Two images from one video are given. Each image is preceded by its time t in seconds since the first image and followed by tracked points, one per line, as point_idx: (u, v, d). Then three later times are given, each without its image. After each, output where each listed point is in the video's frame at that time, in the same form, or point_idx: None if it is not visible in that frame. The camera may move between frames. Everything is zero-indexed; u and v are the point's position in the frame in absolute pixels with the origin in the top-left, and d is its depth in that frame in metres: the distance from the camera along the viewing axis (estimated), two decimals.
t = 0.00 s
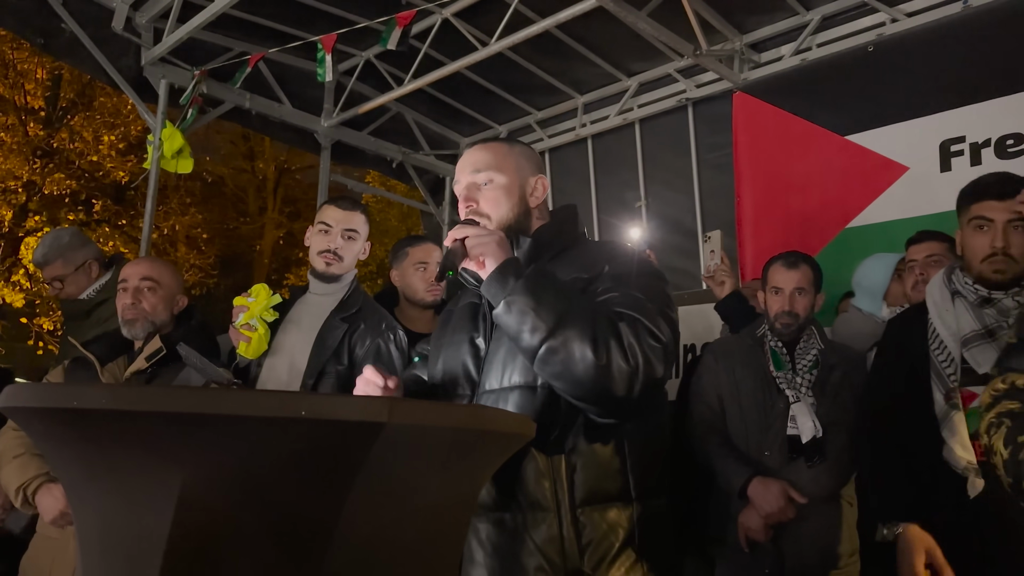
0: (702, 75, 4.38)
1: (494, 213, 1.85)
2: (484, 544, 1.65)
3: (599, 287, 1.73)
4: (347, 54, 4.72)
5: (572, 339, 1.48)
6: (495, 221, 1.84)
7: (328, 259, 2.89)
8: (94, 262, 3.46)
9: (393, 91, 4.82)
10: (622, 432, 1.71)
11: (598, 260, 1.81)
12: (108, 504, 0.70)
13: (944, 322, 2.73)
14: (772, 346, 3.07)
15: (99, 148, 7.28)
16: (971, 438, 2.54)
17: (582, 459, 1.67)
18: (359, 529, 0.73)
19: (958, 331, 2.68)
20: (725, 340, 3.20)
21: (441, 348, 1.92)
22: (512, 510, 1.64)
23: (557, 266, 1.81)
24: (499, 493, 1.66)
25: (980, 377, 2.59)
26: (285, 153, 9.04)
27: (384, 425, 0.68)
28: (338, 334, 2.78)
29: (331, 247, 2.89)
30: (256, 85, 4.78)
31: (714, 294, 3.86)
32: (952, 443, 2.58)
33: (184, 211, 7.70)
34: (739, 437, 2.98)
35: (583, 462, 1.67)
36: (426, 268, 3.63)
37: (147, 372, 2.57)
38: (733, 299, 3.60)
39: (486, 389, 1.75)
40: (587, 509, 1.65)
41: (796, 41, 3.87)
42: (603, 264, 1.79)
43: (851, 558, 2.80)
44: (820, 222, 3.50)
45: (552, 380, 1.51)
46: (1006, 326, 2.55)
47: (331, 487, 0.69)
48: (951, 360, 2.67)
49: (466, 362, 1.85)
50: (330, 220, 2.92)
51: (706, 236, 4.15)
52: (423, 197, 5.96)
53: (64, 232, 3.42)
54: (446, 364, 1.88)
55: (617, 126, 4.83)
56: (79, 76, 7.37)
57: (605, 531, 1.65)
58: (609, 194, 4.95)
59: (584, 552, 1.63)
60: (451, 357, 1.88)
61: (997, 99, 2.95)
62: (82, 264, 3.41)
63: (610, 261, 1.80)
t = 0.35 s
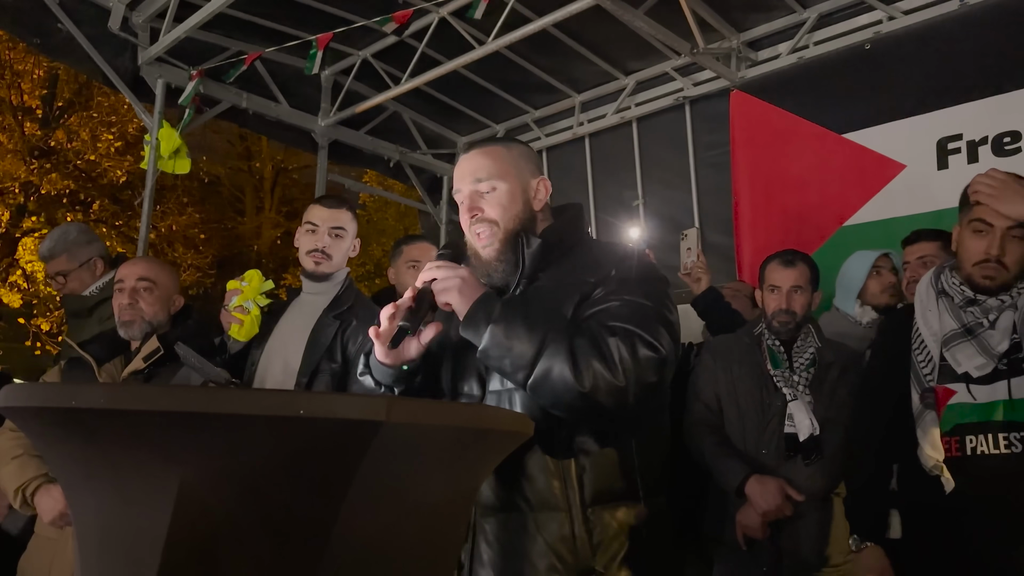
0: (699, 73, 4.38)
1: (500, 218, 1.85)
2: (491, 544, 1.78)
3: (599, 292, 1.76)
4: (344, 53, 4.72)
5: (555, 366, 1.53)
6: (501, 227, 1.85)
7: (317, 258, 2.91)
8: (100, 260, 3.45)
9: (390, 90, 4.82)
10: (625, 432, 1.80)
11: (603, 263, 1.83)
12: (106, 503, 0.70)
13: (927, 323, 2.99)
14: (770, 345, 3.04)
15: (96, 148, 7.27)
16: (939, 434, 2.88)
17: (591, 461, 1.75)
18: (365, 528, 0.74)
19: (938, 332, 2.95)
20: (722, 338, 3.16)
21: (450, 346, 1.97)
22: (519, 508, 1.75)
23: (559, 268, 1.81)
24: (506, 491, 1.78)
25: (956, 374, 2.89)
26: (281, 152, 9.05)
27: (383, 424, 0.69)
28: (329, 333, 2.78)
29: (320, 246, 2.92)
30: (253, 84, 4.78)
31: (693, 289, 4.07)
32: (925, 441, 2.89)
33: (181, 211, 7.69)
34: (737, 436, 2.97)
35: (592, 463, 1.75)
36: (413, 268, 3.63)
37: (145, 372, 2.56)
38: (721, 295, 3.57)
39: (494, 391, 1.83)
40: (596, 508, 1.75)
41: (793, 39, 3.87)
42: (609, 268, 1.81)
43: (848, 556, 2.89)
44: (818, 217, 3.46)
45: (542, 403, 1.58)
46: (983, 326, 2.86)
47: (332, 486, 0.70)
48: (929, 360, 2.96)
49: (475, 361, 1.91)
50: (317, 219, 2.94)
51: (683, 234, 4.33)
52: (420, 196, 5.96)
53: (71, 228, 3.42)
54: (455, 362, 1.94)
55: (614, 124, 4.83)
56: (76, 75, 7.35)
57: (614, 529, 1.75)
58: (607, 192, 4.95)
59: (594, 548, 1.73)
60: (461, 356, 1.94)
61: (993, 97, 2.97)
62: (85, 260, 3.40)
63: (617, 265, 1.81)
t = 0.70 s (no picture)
0: (697, 71, 4.37)
1: (509, 225, 1.62)
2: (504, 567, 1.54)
3: (623, 297, 1.58)
4: (341, 51, 4.72)
5: (597, 383, 1.32)
6: (512, 236, 1.62)
7: (308, 257, 2.92)
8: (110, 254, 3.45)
9: (388, 88, 4.82)
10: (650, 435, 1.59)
11: (623, 265, 1.65)
12: (105, 500, 0.70)
13: (938, 319, 2.94)
14: (767, 342, 3.08)
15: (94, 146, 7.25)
16: (946, 433, 2.81)
17: (612, 472, 1.55)
18: (366, 525, 0.74)
19: (949, 328, 2.90)
20: (721, 337, 3.15)
21: (458, 356, 1.78)
22: (529, 522, 1.52)
23: (579, 271, 1.64)
24: (512, 505, 1.55)
25: (965, 371, 2.82)
26: (281, 151, 8.96)
27: (381, 421, 0.68)
28: (324, 330, 2.78)
29: (310, 245, 2.93)
30: (251, 83, 4.77)
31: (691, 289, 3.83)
32: (931, 441, 2.84)
33: (179, 210, 7.69)
34: (734, 432, 3.00)
35: (613, 476, 1.55)
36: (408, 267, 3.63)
37: (143, 370, 2.56)
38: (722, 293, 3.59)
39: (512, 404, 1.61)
40: (619, 520, 1.55)
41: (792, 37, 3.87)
42: (629, 270, 1.63)
43: (843, 553, 2.95)
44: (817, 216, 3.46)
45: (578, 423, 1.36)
46: (995, 322, 2.79)
47: (331, 484, 0.70)
48: (938, 357, 2.91)
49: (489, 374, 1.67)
50: (306, 218, 2.96)
51: (669, 235, 4.40)
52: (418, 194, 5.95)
53: (88, 219, 3.43)
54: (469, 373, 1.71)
55: (613, 122, 4.82)
56: (74, 75, 7.37)
57: (638, 542, 1.55)
58: (606, 190, 4.94)
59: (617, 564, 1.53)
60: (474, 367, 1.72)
61: (990, 94, 2.95)
62: (96, 253, 3.39)
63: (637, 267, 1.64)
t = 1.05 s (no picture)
0: (695, 69, 4.37)
1: (505, 234, 1.62)
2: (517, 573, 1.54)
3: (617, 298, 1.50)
4: (339, 50, 4.71)
5: (571, 389, 1.22)
6: (507, 245, 1.62)
7: (298, 256, 2.91)
8: (105, 249, 3.45)
9: (386, 87, 4.81)
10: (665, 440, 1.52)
11: (619, 264, 1.61)
12: (102, 499, 0.71)
13: (967, 315, 2.91)
14: (766, 341, 3.21)
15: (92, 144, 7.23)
16: (977, 433, 2.78)
17: (625, 481, 1.49)
18: (365, 525, 0.75)
19: (978, 324, 2.87)
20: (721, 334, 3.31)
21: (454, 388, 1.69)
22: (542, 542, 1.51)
23: (576, 275, 1.64)
24: (519, 517, 1.53)
25: (994, 369, 2.80)
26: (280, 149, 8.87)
27: (379, 420, 0.69)
28: (318, 328, 2.81)
29: (300, 244, 2.90)
30: (249, 81, 4.77)
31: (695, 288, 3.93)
32: (961, 443, 2.81)
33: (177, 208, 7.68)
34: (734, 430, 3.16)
35: (626, 485, 1.49)
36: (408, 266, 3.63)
37: (141, 369, 2.56)
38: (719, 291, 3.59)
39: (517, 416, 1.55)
40: (635, 529, 1.50)
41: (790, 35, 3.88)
42: (625, 269, 1.59)
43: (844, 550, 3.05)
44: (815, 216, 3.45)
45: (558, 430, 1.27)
46: None
47: (332, 483, 0.70)
48: (967, 356, 2.88)
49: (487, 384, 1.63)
50: (295, 217, 2.92)
51: (672, 233, 4.41)
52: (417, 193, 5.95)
53: (90, 216, 3.49)
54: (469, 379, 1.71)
55: (611, 121, 4.82)
56: (72, 73, 7.29)
57: (655, 550, 1.50)
58: (604, 189, 4.94)
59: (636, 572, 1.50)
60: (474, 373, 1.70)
61: (988, 93, 2.95)
62: (89, 246, 3.40)
63: (633, 264, 1.59)
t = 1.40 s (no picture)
0: (694, 68, 4.37)
1: (495, 235, 1.65)
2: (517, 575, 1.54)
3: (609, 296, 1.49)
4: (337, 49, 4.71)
5: (563, 387, 1.21)
6: (498, 245, 1.66)
7: (288, 255, 2.93)
8: (103, 246, 3.44)
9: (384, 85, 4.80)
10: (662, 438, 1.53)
11: (611, 261, 1.58)
12: (99, 497, 0.71)
13: (991, 316, 2.84)
14: (764, 340, 3.27)
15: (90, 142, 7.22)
16: (1003, 437, 2.71)
17: (622, 483, 1.49)
18: (362, 525, 0.75)
19: (1002, 325, 2.80)
20: (719, 334, 3.34)
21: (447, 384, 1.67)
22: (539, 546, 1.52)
23: (568, 274, 1.63)
24: (514, 519, 1.55)
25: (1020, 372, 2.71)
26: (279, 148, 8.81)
27: (378, 418, 0.69)
28: (309, 325, 2.82)
29: (289, 243, 2.93)
30: (248, 80, 4.77)
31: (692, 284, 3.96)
32: (989, 448, 2.73)
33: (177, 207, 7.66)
34: (732, 429, 3.17)
35: (623, 487, 1.49)
36: (409, 268, 3.63)
37: (140, 368, 2.56)
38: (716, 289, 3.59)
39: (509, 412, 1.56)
40: (632, 530, 1.50)
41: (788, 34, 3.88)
42: (615, 266, 1.56)
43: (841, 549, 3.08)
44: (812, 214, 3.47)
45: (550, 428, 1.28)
46: None
47: (329, 482, 0.70)
48: (992, 357, 2.80)
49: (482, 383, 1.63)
50: (283, 217, 2.95)
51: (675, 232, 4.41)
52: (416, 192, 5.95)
53: (88, 216, 3.49)
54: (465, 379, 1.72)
55: (610, 120, 4.83)
56: (70, 72, 7.26)
57: (654, 551, 1.50)
58: (603, 188, 4.95)
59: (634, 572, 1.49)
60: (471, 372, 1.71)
61: (987, 91, 2.96)
62: (87, 244, 3.40)
63: (625, 262, 1.56)
